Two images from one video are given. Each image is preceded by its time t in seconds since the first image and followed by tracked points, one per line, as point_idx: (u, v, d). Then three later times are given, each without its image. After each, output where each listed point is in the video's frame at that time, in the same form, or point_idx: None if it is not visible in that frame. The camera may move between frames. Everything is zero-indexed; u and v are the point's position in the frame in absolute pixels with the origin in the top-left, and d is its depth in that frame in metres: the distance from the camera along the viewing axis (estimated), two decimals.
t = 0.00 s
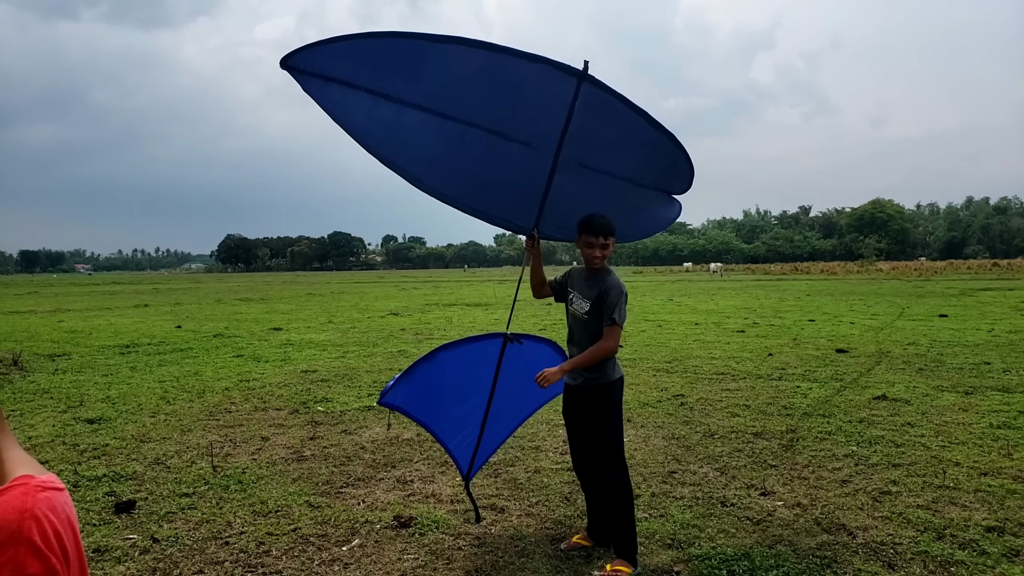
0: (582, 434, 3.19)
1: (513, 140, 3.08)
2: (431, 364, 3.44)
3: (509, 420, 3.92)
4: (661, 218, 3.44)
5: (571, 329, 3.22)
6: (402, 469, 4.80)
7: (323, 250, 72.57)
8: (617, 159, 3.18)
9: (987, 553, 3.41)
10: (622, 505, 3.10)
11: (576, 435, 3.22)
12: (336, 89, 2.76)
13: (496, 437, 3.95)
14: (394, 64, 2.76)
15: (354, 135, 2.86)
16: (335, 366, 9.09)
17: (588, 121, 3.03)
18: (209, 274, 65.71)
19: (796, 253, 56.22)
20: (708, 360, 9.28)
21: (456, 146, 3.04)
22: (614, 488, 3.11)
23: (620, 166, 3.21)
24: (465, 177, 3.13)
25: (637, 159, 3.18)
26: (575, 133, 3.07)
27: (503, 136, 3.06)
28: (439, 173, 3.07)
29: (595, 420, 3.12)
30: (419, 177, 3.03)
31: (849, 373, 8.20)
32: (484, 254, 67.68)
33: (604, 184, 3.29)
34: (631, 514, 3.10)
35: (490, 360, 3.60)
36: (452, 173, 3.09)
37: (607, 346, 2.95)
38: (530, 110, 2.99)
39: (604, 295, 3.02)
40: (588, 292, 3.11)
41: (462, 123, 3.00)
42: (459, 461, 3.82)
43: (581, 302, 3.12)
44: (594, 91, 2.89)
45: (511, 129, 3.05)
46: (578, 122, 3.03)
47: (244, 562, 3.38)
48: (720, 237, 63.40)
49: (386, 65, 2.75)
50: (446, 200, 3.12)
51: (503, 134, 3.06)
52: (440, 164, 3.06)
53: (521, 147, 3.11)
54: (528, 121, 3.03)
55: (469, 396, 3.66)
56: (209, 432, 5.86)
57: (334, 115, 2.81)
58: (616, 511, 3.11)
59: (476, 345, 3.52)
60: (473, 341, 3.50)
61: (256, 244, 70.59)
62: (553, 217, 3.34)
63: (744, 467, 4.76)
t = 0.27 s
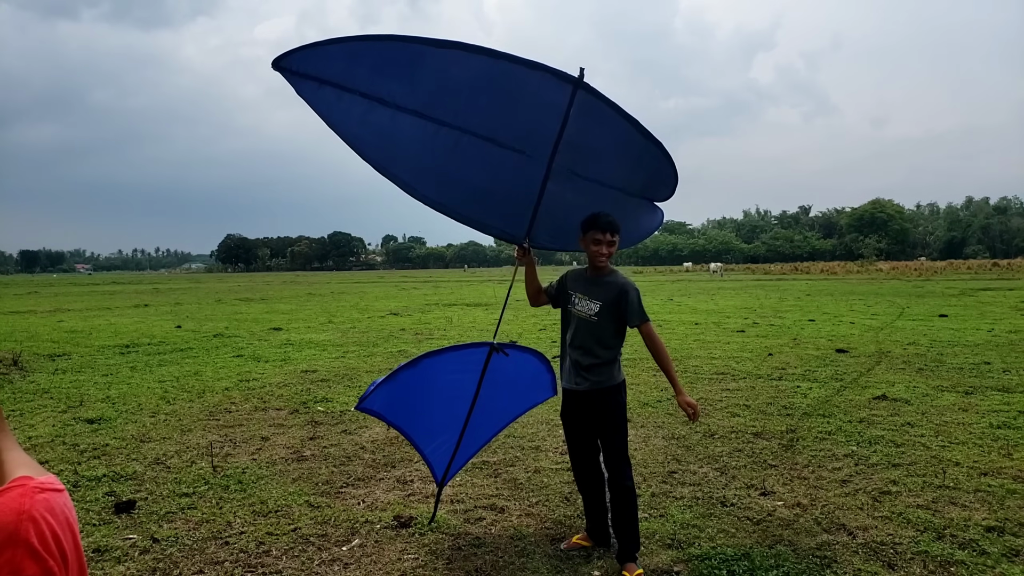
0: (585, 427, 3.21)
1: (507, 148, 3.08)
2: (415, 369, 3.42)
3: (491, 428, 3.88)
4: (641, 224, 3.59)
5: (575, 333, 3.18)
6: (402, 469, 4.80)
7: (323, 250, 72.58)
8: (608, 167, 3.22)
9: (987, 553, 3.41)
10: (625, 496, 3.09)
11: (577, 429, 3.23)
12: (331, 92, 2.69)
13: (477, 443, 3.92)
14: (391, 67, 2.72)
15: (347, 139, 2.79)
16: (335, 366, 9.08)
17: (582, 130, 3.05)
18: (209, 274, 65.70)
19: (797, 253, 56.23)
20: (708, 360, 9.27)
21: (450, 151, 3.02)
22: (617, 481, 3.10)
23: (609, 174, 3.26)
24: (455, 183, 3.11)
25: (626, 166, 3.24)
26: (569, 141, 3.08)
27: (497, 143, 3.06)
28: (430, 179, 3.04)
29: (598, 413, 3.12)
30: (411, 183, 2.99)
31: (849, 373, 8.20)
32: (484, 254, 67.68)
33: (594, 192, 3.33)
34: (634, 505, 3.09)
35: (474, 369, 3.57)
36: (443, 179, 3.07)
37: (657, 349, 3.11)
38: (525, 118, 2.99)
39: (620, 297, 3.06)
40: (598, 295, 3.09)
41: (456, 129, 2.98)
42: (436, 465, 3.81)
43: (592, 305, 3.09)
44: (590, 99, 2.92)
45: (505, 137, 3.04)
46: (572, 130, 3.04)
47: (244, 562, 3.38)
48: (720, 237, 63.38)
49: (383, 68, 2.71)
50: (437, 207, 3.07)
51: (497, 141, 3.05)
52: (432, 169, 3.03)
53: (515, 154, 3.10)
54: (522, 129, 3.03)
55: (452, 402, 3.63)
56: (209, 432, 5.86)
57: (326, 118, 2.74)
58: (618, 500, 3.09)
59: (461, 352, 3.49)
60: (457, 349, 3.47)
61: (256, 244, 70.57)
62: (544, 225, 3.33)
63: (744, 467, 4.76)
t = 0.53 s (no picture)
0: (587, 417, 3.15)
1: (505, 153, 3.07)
2: (420, 389, 3.36)
3: (492, 443, 3.84)
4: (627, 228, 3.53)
5: (583, 335, 3.13)
6: (402, 469, 4.80)
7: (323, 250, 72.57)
8: (604, 171, 3.22)
9: (987, 553, 3.41)
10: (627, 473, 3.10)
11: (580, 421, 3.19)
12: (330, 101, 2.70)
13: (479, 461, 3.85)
14: (390, 75, 2.72)
15: (348, 149, 2.79)
16: (335, 366, 9.08)
17: (579, 134, 3.05)
18: (209, 275, 65.68)
19: (797, 253, 56.23)
20: (708, 360, 9.27)
21: (448, 158, 3.01)
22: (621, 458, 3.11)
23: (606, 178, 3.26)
24: (455, 189, 3.10)
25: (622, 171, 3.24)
26: (565, 146, 3.08)
27: (494, 148, 3.04)
28: (429, 184, 3.03)
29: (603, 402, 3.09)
30: (410, 189, 3.00)
31: (850, 373, 8.20)
32: (484, 254, 67.65)
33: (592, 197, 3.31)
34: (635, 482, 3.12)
35: (476, 386, 3.55)
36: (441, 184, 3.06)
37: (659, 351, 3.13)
38: (522, 122, 2.99)
39: (633, 296, 3.05)
40: (609, 294, 3.06)
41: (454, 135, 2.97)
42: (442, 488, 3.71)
43: (605, 305, 3.05)
44: (586, 102, 2.92)
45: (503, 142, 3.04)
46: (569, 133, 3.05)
47: (244, 562, 3.38)
48: (721, 237, 63.36)
49: (382, 76, 2.72)
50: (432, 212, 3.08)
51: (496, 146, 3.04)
52: (431, 175, 3.02)
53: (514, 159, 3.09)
54: (520, 134, 3.02)
55: (454, 421, 3.58)
56: (209, 432, 5.86)
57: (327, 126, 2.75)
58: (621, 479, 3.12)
59: (464, 366, 3.45)
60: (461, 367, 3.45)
61: (256, 244, 70.57)
62: (541, 230, 3.31)
63: (744, 467, 4.76)
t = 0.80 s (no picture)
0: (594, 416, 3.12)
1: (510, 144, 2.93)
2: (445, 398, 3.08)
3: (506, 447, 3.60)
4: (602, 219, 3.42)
5: (598, 336, 3.11)
6: (402, 469, 4.80)
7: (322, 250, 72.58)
8: (597, 160, 3.20)
9: (987, 553, 3.41)
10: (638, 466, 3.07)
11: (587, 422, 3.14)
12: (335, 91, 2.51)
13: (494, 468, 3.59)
14: (396, 62, 2.59)
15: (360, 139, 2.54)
16: (335, 366, 9.09)
17: (575, 120, 3.06)
18: (209, 275, 65.69)
19: (797, 253, 56.24)
20: (708, 360, 9.27)
21: (458, 150, 2.82)
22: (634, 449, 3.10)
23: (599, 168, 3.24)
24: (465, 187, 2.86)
25: (612, 160, 3.26)
26: (562, 133, 3.04)
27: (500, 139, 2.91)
28: (440, 180, 2.77)
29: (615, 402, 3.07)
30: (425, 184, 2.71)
31: (849, 373, 8.20)
32: (484, 254, 67.65)
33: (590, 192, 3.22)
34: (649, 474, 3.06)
35: (495, 389, 3.30)
36: (454, 181, 2.81)
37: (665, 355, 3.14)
38: (525, 111, 2.93)
39: (651, 299, 3.08)
40: (627, 297, 3.06)
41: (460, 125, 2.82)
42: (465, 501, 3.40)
43: (623, 308, 3.06)
44: (577, 85, 2.98)
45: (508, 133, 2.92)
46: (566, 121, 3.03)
47: (244, 562, 3.38)
48: (721, 237, 63.35)
49: (389, 63, 2.59)
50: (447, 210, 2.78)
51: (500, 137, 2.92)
52: (441, 170, 2.77)
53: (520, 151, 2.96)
54: (524, 122, 2.94)
55: (475, 430, 3.30)
56: (209, 432, 5.86)
57: (334, 120, 2.53)
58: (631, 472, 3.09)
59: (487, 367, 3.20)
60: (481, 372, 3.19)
61: (256, 244, 70.58)
62: (552, 226, 3.11)
63: (744, 467, 4.76)
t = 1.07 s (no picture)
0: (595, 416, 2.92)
1: (514, 140, 2.71)
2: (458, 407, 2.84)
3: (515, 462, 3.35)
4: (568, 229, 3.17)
5: (600, 341, 2.99)
6: (402, 469, 4.80)
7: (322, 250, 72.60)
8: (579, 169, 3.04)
9: (987, 553, 3.41)
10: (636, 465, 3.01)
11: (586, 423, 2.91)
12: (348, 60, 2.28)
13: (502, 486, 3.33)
14: (411, 37, 2.39)
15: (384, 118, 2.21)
16: (335, 366, 9.08)
17: (566, 127, 2.91)
18: (209, 275, 65.71)
19: (797, 253, 56.24)
20: (708, 360, 9.27)
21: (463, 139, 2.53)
22: (632, 447, 3.01)
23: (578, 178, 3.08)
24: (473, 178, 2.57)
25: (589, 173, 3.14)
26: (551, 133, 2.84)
27: (506, 133, 2.68)
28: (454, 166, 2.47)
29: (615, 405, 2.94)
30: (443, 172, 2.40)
31: (849, 373, 8.20)
32: (484, 254, 67.67)
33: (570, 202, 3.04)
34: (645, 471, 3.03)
35: (506, 400, 3.05)
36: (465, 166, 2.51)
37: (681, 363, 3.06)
38: (528, 108, 2.74)
39: (653, 302, 3.00)
40: (630, 300, 2.97)
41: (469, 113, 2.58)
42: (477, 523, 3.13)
43: (626, 311, 2.96)
44: (563, 85, 2.84)
45: (511, 128, 2.70)
46: (560, 125, 2.87)
47: (244, 562, 3.38)
48: (721, 237, 63.35)
49: (403, 37, 2.38)
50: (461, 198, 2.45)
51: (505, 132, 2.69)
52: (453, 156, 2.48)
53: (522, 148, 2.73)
54: (527, 119, 2.75)
55: (487, 444, 3.04)
56: (208, 432, 5.86)
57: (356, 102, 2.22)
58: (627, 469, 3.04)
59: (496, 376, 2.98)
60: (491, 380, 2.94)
61: (256, 244, 70.59)
62: (545, 227, 2.86)
63: (744, 467, 4.76)
